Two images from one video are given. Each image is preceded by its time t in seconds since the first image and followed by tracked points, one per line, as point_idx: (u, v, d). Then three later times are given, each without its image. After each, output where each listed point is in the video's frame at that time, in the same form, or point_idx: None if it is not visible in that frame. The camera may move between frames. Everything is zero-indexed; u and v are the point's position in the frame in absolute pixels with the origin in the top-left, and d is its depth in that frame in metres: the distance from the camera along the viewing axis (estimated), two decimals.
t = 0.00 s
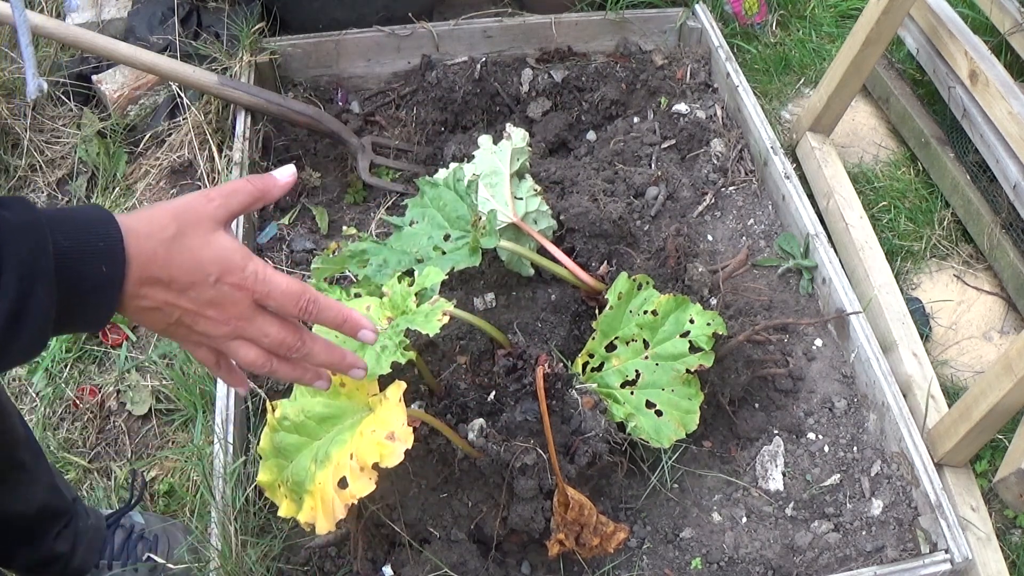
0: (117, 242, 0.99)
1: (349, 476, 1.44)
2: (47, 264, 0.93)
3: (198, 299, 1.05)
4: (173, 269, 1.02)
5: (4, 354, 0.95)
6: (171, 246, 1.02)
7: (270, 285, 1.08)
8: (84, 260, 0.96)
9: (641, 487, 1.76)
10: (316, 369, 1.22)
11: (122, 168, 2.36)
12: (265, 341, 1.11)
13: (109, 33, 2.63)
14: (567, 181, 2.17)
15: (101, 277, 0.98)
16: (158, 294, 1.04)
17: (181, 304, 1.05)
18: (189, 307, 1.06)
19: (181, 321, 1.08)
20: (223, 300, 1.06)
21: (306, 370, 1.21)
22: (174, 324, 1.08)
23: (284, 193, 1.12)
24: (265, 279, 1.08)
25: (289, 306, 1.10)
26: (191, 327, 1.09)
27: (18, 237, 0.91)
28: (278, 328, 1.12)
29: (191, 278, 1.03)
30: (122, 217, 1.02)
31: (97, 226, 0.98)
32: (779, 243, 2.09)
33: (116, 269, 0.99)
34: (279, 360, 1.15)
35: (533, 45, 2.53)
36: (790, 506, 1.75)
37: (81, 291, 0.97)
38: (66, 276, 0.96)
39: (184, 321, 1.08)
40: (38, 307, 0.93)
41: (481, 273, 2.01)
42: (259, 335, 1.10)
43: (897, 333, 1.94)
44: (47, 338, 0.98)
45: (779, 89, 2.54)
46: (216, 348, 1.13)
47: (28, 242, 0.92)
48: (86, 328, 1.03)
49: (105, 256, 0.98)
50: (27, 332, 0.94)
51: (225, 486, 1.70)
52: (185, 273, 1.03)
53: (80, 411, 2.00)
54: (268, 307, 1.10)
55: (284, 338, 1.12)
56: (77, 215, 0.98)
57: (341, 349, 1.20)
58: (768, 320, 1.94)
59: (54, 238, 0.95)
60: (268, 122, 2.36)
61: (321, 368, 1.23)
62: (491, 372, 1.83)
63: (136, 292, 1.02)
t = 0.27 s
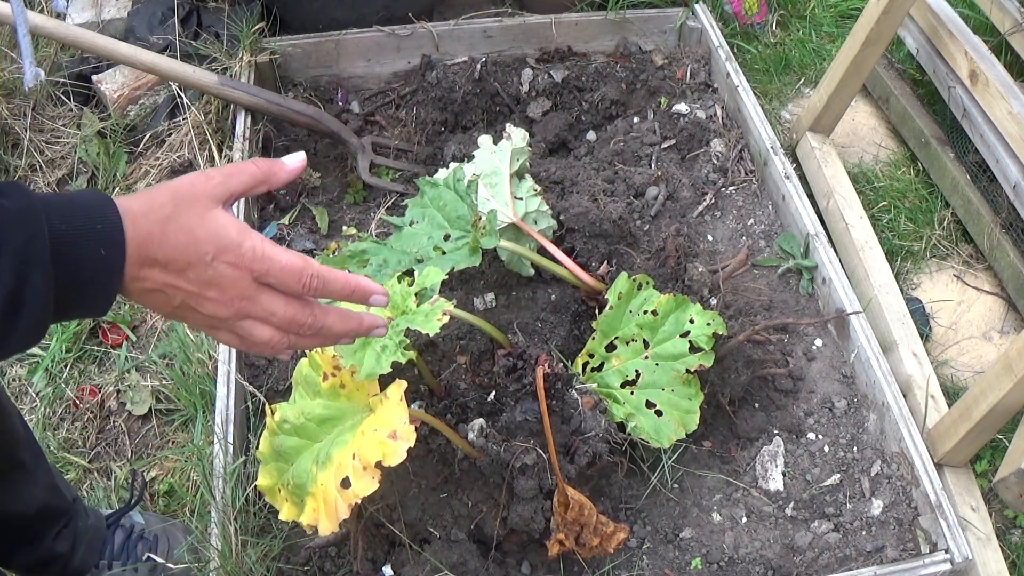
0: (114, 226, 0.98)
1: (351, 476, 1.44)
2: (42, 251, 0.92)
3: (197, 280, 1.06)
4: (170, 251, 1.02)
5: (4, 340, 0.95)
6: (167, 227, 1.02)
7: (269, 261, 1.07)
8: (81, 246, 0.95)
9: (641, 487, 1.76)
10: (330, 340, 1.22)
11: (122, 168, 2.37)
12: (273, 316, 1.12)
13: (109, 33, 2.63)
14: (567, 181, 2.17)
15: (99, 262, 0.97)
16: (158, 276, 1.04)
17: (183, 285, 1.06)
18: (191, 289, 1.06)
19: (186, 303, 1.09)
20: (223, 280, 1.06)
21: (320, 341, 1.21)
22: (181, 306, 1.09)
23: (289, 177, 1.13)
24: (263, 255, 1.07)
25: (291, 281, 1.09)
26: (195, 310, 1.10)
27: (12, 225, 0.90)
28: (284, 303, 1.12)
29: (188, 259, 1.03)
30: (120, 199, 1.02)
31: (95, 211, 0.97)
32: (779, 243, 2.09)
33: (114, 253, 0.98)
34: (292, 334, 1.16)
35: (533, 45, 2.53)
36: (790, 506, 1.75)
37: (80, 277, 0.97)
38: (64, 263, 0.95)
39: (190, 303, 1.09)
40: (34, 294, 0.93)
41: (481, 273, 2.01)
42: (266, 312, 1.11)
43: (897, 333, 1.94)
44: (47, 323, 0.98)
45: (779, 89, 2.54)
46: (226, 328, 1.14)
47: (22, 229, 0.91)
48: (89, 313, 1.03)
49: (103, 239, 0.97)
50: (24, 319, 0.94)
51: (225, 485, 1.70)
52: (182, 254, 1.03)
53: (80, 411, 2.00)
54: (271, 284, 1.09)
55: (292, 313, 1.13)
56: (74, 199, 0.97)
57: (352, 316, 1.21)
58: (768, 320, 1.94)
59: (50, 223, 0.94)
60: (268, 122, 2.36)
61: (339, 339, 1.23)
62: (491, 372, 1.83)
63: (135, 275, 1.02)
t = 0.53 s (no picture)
0: (111, 211, 0.99)
1: (349, 475, 1.44)
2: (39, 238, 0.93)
3: (196, 258, 1.06)
4: (165, 231, 1.02)
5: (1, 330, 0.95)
6: (160, 207, 1.02)
7: (265, 231, 1.06)
8: (78, 233, 0.96)
9: (641, 487, 1.76)
10: (341, 303, 1.22)
11: (122, 168, 2.37)
12: (279, 285, 1.12)
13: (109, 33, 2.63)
14: (567, 181, 2.17)
15: (96, 248, 0.98)
16: (156, 257, 1.04)
17: (183, 264, 1.06)
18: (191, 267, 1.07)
19: (189, 283, 1.10)
20: (222, 255, 1.06)
21: (330, 305, 1.21)
22: (185, 286, 1.10)
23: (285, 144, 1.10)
24: (258, 226, 1.06)
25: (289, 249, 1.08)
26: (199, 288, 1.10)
27: (10, 213, 0.91)
28: (287, 271, 1.12)
29: (184, 238, 1.03)
30: (115, 184, 1.03)
31: (91, 198, 0.98)
32: (779, 243, 2.09)
33: (112, 239, 0.99)
34: (303, 301, 1.17)
35: (533, 45, 2.53)
36: (790, 506, 1.75)
37: (77, 265, 0.97)
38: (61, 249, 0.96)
39: (194, 282, 1.09)
40: (32, 281, 0.93)
41: (481, 273, 2.01)
42: (271, 283, 1.11)
43: (897, 333, 1.94)
44: (44, 314, 0.98)
45: (779, 88, 2.54)
46: (235, 304, 1.15)
47: (20, 216, 0.91)
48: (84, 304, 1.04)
49: (100, 225, 0.98)
50: (22, 308, 0.94)
51: (225, 485, 1.70)
52: (177, 233, 1.03)
53: (80, 411, 2.00)
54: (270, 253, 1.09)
55: (297, 280, 1.13)
56: (70, 187, 0.98)
57: (359, 275, 1.20)
58: (768, 320, 1.94)
59: (46, 211, 0.95)
60: (268, 122, 2.36)
61: (349, 301, 1.23)
62: (491, 372, 1.83)
63: (134, 259, 1.03)
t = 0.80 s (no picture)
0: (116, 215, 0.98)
1: (350, 475, 1.44)
2: (42, 240, 0.93)
3: (200, 267, 1.06)
4: (171, 238, 1.02)
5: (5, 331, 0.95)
6: (167, 214, 1.02)
7: (271, 244, 1.07)
8: (82, 236, 0.96)
9: (641, 487, 1.76)
10: (332, 322, 1.23)
11: (122, 168, 2.37)
12: (278, 298, 1.13)
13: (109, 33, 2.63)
14: (567, 181, 2.17)
15: (100, 250, 0.97)
16: (159, 262, 1.04)
17: (184, 271, 1.06)
18: (194, 274, 1.07)
19: (189, 291, 1.10)
20: (226, 266, 1.07)
21: (322, 323, 1.22)
22: (184, 293, 1.10)
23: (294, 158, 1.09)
24: (265, 241, 1.07)
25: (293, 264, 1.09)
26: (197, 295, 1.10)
27: (13, 215, 0.91)
28: (287, 286, 1.13)
29: (190, 247, 1.03)
30: (120, 188, 1.02)
31: (96, 200, 0.98)
32: (779, 243, 2.09)
33: (115, 242, 0.98)
34: (299, 317, 1.17)
35: (533, 45, 2.53)
36: (790, 506, 1.75)
37: (82, 267, 0.97)
38: (65, 252, 0.95)
39: (192, 289, 1.09)
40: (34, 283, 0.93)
41: (481, 273, 2.01)
42: (271, 296, 1.12)
43: (897, 333, 1.94)
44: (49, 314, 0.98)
45: (779, 88, 2.54)
46: (231, 314, 1.15)
47: (22, 219, 0.91)
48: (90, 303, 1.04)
49: (103, 228, 0.97)
50: (25, 309, 0.94)
51: (225, 486, 1.70)
52: (183, 241, 1.03)
53: (80, 411, 2.00)
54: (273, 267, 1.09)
55: (297, 296, 1.14)
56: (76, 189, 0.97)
57: (355, 298, 1.21)
58: (768, 320, 1.94)
59: (51, 213, 0.95)
60: (268, 122, 2.36)
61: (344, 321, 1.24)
62: (491, 372, 1.83)
63: (137, 264, 1.03)
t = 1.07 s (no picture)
0: (123, 224, 0.97)
1: (349, 475, 1.44)
2: (47, 247, 0.92)
3: (213, 280, 1.06)
4: (183, 251, 1.02)
5: (9, 340, 0.94)
6: (178, 226, 1.01)
7: (284, 256, 1.08)
8: (89, 242, 0.95)
9: (641, 487, 1.76)
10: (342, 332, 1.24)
11: (122, 168, 2.37)
12: (290, 307, 1.13)
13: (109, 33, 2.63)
14: (567, 181, 2.17)
15: (107, 258, 0.97)
16: (171, 275, 1.04)
17: (196, 284, 1.06)
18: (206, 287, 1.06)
19: (199, 303, 1.09)
20: (239, 278, 1.07)
21: (331, 333, 1.23)
22: (194, 305, 1.09)
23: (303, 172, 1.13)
24: (278, 253, 1.08)
25: (305, 274, 1.10)
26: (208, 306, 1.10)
27: (19, 223, 0.89)
28: (299, 295, 1.13)
29: (203, 259, 1.03)
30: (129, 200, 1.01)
31: (102, 208, 0.97)
32: (779, 243, 2.09)
33: (123, 250, 0.98)
34: (311, 328, 1.18)
35: (533, 45, 2.53)
36: (790, 506, 1.75)
37: (89, 274, 0.96)
38: (71, 259, 0.94)
39: (203, 301, 1.09)
40: (40, 291, 0.92)
41: (480, 273, 2.01)
42: (282, 306, 1.12)
43: (897, 333, 1.94)
44: (55, 322, 0.97)
45: (779, 89, 2.54)
46: (240, 324, 1.15)
47: (28, 227, 0.90)
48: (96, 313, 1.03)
49: (111, 238, 0.97)
50: (30, 318, 0.93)
51: (225, 486, 1.70)
52: (196, 254, 1.02)
53: (80, 411, 2.00)
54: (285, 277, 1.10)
55: (309, 306, 1.15)
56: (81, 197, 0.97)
57: (366, 309, 1.22)
58: (768, 320, 1.94)
59: (57, 222, 0.94)
60: (268, 122, 2.36)
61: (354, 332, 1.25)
62: (491, 372, 1.84)
63: (147, 276, 1.02)
